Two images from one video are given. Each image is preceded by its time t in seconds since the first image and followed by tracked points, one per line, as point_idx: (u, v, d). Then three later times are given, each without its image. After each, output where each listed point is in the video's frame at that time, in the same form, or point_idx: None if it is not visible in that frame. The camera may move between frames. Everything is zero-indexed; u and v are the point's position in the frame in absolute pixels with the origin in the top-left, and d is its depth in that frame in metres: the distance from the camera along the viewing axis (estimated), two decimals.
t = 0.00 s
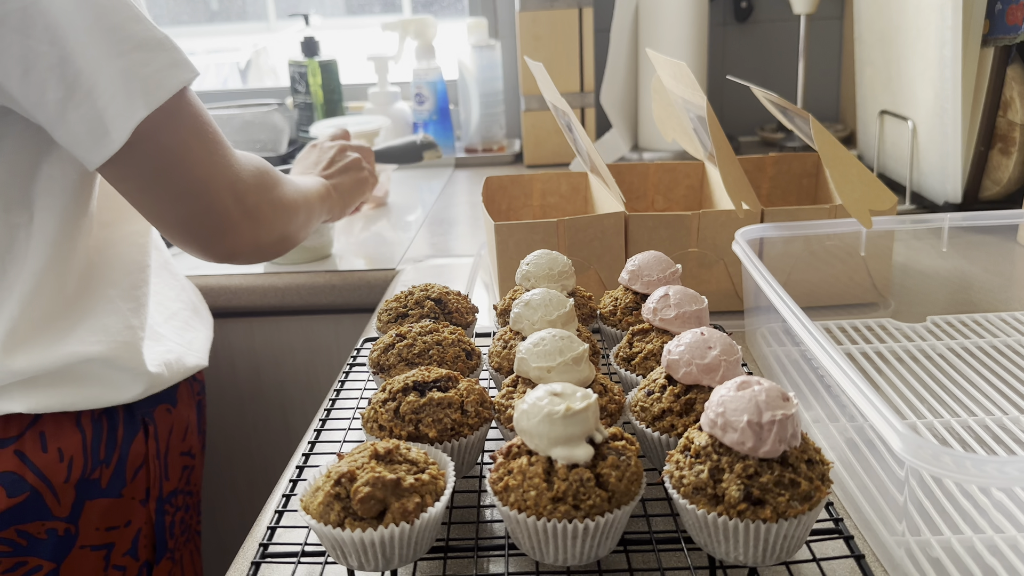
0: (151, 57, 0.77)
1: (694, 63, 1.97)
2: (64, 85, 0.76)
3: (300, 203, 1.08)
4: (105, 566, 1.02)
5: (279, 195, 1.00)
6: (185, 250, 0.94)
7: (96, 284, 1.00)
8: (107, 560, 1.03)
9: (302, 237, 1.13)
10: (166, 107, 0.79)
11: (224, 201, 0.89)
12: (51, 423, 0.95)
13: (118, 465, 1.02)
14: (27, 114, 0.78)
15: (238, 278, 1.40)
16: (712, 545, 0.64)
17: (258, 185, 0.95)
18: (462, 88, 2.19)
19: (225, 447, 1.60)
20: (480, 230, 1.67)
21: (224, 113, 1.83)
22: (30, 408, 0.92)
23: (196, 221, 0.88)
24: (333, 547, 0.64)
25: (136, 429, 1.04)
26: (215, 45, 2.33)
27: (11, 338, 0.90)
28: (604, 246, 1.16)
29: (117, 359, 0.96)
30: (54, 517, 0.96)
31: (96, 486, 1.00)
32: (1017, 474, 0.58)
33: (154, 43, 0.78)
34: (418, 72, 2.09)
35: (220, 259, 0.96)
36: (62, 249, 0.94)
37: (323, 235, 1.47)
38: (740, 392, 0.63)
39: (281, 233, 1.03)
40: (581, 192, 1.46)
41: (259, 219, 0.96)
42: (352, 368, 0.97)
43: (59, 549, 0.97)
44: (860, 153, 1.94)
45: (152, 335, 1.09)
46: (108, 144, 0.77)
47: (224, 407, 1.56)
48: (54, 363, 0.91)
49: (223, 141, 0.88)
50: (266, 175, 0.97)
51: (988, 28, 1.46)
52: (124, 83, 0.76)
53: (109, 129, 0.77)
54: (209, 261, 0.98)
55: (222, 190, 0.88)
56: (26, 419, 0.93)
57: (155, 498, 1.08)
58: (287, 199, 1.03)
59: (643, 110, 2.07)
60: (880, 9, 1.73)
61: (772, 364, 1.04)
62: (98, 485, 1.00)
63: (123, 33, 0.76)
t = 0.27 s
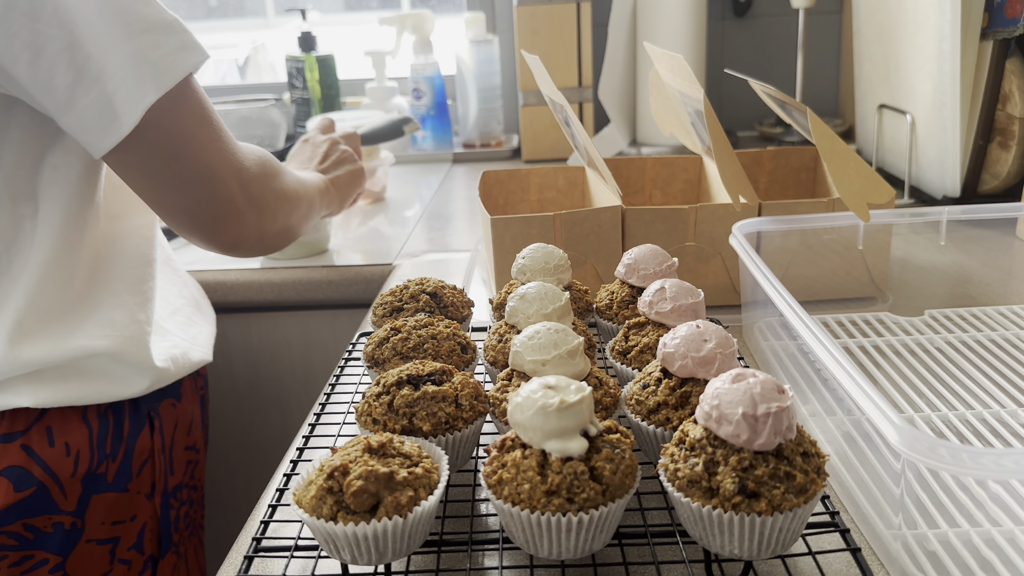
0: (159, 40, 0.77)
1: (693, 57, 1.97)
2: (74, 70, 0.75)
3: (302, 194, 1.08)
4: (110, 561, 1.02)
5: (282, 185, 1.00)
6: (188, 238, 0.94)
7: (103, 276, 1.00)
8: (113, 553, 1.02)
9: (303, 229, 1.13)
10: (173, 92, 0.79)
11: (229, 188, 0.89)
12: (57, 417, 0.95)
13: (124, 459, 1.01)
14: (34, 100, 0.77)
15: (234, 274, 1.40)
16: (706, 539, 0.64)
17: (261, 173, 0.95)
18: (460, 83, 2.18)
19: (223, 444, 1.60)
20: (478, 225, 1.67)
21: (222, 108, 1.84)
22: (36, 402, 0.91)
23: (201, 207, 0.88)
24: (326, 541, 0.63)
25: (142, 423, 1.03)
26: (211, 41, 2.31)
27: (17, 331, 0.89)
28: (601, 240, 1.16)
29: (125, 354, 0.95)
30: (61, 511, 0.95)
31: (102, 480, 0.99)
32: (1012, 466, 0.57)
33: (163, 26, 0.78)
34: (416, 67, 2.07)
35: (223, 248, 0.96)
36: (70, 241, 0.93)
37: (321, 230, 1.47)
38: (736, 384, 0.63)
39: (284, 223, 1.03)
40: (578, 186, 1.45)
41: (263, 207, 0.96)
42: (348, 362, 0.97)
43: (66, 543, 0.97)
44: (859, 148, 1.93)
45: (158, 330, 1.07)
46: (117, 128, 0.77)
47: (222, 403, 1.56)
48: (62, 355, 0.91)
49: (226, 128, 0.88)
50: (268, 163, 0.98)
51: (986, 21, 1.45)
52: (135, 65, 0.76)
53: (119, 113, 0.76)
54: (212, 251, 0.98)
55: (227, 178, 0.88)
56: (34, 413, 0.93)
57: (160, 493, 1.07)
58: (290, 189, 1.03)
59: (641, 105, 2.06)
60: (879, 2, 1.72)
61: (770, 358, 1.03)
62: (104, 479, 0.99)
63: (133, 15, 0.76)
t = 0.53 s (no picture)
0: (163, 40, 0.77)
1: (691, 51, 1.96)
2: (77, 66, 0.74)
3: (299, 192, 1.08)
4: (108, 552, 1.00)
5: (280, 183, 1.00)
6: (187, 239, 0.93)
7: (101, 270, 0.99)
8: (111, 545, 1.00)
9: (301, 226, 1.12)
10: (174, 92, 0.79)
11: (230, 190, 0.88)
12: (56, 408, 0.94)
13: (122, 451, 1.00)
14: (36, 96, 0.76)
15: (231, 269, 1.40)
16: (702, 532, 0.63)
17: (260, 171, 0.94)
18: (458, 77, 2.18)
19: (220, 439, 1.59)
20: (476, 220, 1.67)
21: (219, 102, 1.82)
22: (34, 394, 0.91)
23: (200, 209, 0.87)
24: (320, 535, 0.63)
25: (141, 415, 1.03)
26: (210, 36, 2.30)
27: (17, 325, 0.88)
28: (598, 234, 1.16)
29: (125, 346, 0.96)
30: (59, 502, 0.95)
31: (100, 472, 0.98)
32: (1008, 459, 0.57)
33: (165, 26, 0.77)
34: (414, 61, 2.04)
35: (222, 249, 0.95)
36: (71, 235, 0.93)
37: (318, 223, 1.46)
38: (731, 376, 0.63)
39: (283, 221, 1.02)
40: (575, 180, 1.45)
41: (262, 207, 0.95)
42: (343, 356, 0.96)
43: (64, 534, 0.96)
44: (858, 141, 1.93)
45: (156, 323, 1.07)
46: (118, 127, 0.76)
47: (219, 398, 1.56)
48: (62, 348, 0.90)
49: (227, 128, 0.87)
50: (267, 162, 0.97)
51: (986, 14, 1.43)
52: (137, 64, 0.75)
53: (120, 111, 0.76)
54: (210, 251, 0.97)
55: (228, 180, 0.87)
56: (33, 404, 0.93)
57: (158, 484, 1.06)
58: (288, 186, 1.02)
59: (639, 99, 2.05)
60: None
61: (767, 351, 1.03)
62: (103, 471, 0.99)
63: (135, 14, 0.75)
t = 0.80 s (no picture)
0: (148, 47, 0.77)
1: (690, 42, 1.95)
2: (60, 72, 0.74)
3: (291, 189, 1.08)
4: (104, 540, 1.00)
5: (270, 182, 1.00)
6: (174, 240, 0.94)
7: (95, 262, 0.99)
8: (107, 534, 1.01)
9: (294, 222, 1.13)
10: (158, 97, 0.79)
11: (214, 192, 0.89)
12: (53, 398, 0.94)
13: (118, 440, 1.00)
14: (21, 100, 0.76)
15: (228, 260, 1.39)
16: (700, 521, 0.63)
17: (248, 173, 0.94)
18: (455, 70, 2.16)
19: (219, 430, 1.59)
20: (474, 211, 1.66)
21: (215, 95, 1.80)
22: (30, 383, 0.90)
23: (185, 211, 0.87)
24: (317, 524, 0.63)
25: (137, 404, 1.03)
26: (207, 29, 2.29)
27: (14, 318, 0.88)
28: (596, 225, 1.15)
29: (122, 338, 0.96)
30: (56, 490, 0.95)
31: (97, 460, 0.98)
32: (1005, 447, 0.57)
33: (150, 33, 0.78)
34: (411, 52, 2.07)
35: (209, 250, 0.96)
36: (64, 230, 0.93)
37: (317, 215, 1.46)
38: (729, 366, 0.62)
39: (273, 220, 1.03)
40: (574, 171, 1.44)
41: (249, 208, 0.96)
42: (341, 347, 0.96)
43: (60, 522, 0.96)
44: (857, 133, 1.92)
45: (152, 314, 1.06)
46: (101, 132, 0.76)
47: (217, 389, 1.55)
48: (58, 343, 0.90)
49: (213, 130, 0.88)
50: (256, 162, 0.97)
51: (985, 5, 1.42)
52: (121, 71, 0.76)
53: (103, 117, 0.76)
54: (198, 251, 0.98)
55: (213, 182, 0.88)
56: (29, 393, 0.92)
57: (154, 473, 1.06)
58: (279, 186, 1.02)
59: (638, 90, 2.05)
60: None
61: (765, 342, 1.03)
62: (99, 460, 0.98)
63: (121, 21, 0.76)
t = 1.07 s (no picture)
0: (118, 32, 0.77)
1: (689, 30, 1.93)
2: (29, 58, 0.74)
3: (270, 178, 1.07)
4: (88, 534, 0.99)
5: (247, 171, 0.99)
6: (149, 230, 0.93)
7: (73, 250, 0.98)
8: (92, 527, 1.00)
9: (273, 210, 1.12)
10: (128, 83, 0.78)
11: (188, 181, 0.88)
12: (32, 390, 0.92)
13: (101, 433, 0.99)
14: None
15: (222, 250, 1.37)
16: (699, 514, 0.62)
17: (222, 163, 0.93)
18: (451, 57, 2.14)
19: (212, 421, 1.58)
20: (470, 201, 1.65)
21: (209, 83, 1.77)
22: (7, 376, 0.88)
23: (158, 201, 0.87)
24: (310, 517, 0.62)
25: (119, 396, 1.01)
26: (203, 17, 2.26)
27: None
28: (594, 214, 1.14)
29: (100, 326, 0.94)
30: (37, 483, 0.93)
31: (79, 453, 0.97)
32: (1007, 439, 0.56)
33: (120, 18, 0.78)
34: (407, 40, 2.05)
35: (182, 240, 0.95)
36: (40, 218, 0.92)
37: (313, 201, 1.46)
38: (729, 356, 0.61)
39: (249, 210, 1.02)
40: (571, 160, 1.43)
41: (224, 198, 0.95)
42: (336, 338, 0.95)
43: (43, 516, 0.94)
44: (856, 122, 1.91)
45: (132, 301, 1.04)
46: (72, 119, 0.75)
47: (210, 379, 1.54)
48: (35, 333, 0.89)
49: (187, 118, 0.87)
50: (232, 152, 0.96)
51: None
52: (91, 56, 0.75)
53: (74, 104, 0.75)
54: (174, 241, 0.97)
55: (186, 171, 0.87)
56: (7, 386, 0.91)
57: (138, 465, 1.04)
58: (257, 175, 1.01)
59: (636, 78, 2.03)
60: None
61: (764, 333, 1.02)
62: (81, 452, 0.97)
63: (90, 5, 0.76)
